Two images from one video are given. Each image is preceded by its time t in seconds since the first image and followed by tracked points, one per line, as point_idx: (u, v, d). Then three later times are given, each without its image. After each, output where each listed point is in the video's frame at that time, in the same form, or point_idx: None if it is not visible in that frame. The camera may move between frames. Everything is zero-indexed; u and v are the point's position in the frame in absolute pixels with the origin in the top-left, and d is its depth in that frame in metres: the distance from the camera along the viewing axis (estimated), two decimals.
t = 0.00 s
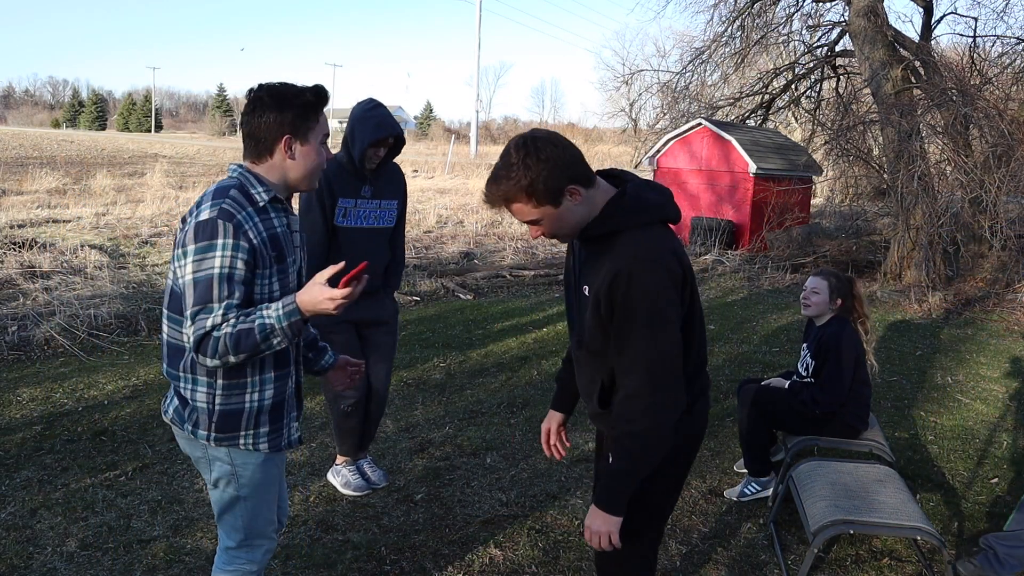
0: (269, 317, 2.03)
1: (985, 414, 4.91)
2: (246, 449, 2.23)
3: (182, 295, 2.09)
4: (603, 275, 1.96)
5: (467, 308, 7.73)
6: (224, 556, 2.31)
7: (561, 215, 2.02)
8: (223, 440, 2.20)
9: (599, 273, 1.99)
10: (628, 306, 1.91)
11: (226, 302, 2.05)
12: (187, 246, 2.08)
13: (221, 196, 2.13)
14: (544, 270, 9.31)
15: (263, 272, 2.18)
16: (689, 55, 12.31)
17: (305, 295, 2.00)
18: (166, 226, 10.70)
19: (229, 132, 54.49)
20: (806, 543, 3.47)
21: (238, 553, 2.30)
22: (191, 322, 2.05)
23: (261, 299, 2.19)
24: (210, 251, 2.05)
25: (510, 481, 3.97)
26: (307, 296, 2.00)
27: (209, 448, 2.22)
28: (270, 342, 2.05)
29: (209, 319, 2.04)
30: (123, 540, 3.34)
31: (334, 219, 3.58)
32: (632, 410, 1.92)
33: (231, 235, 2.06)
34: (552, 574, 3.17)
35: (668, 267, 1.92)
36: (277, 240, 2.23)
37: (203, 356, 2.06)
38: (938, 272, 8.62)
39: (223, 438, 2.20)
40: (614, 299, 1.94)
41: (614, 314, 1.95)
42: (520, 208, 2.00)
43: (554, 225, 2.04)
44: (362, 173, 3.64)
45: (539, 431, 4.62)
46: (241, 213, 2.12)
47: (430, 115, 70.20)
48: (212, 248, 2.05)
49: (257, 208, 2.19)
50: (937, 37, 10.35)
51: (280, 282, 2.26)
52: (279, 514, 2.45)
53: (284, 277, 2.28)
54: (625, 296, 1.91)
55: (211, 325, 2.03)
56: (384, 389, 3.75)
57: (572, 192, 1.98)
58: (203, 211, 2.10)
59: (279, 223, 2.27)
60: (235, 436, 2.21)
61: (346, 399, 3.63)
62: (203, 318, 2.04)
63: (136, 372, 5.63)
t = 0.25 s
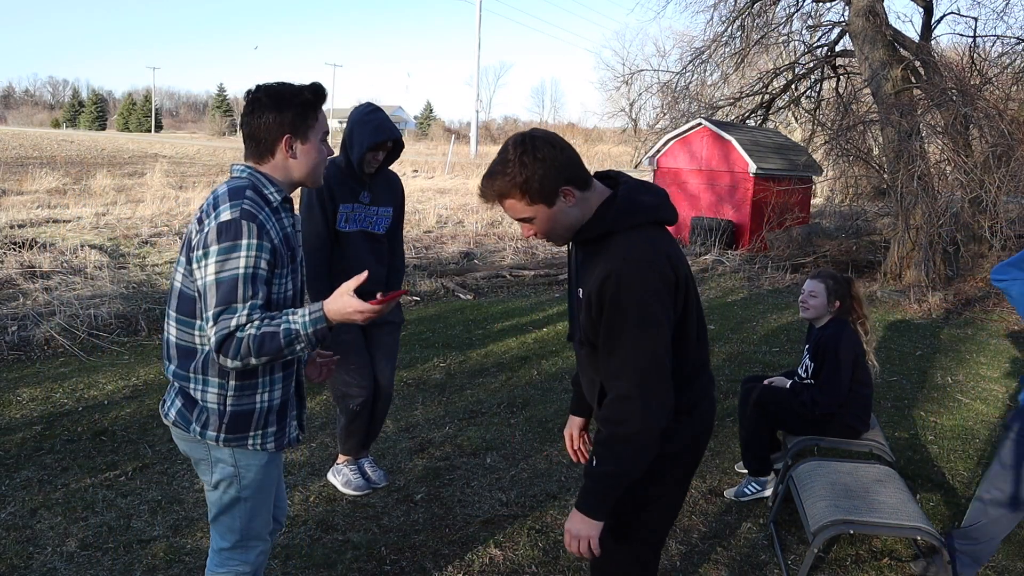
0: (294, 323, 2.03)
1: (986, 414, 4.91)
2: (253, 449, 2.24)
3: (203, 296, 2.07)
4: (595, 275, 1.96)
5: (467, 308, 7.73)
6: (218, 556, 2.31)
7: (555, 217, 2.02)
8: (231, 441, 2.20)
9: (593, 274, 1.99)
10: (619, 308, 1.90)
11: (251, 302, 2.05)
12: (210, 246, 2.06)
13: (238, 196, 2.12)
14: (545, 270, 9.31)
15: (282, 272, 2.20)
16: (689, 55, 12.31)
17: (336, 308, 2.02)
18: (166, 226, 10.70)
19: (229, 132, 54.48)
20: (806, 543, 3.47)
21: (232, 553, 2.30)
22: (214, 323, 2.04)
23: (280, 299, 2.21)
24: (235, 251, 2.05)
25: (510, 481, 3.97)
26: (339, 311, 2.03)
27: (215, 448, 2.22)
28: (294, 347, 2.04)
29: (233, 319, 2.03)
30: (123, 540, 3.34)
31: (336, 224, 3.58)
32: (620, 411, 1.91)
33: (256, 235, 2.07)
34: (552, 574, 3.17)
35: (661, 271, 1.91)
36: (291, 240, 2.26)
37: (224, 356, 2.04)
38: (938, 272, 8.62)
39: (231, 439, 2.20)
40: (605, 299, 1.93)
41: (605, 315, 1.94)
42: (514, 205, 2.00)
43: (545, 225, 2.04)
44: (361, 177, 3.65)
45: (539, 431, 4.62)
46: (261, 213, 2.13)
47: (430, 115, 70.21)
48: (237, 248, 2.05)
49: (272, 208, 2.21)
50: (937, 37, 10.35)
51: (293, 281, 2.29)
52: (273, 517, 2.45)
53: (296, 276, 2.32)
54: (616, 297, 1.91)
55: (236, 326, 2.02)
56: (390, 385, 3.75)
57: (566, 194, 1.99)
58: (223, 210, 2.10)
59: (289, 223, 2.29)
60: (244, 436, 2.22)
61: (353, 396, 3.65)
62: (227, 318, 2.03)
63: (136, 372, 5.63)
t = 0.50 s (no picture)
0: (279, 338, 1.98)
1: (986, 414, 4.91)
2: (264, 449, 2.24)
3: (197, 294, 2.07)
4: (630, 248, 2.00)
5: (467, 308, 7.73)
6: (225, 556, 2.31)
7: (598, 170, 2.04)
8: (241, 441, 2.21)
9: (623, 249, 2.02)
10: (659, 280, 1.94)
11: (242, 302, 2.03)
12: (205, 244, 2.07)
13: (235, 195, 2.13)
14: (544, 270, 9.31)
15: (279, 270, 2.19)
16: (689, 55, 12.31)
17: (329, 330, 2.01)
18: (166, 226, 10.69)
19: (229, 132, 54.47)
20: (806, 543, 3.47)
21: (239, 553, 2.30)
22: (207, 321, 2.03)
23: (278, 296, 2.20)
24: (229, 249, 2.04)
25: (510, 481, 3.97)
26: (330, 331, 2.01)
27: (225, 449, 2.22)
28: (274, 362, 1.99)
29: (223, 319, 2.02)
30: (123, 540, 3.34)
31: (335, 221, 3.57)
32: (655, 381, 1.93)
33: (251, 233, 2.07)
34: (552, 573, 3.17)
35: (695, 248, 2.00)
36: (289, 237, 2.25)
37: (214, 355, 2.03)
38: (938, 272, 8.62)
39: (242, 439, 2.21)
40: (644, 271, 1.96)
41: (643, 286, 1.97)
42: (561, 146, 2.03)
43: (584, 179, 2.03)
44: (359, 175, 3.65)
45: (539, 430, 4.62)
46: (257, 212, 2.13)
47: (430, 115, 70.22)
48: (231, 246, 2.05)
49: (269, 205, 2.21)
50: (937, 37, 10.35)
51: (293, 278, 2.28)
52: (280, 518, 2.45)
53: (296, 273, 2.30)
54: (662, 266, 1.94)
55: (225, 325, 2.01)
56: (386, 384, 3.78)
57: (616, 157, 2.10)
58: (220, 209, 2.10)
59: (288, 220, 2.29)
60: (254, 436, 2.22)
61: (351, 398, 3.67)
62: (218, 317, 2.02)
63: (136, 372, 5.63)
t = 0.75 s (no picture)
0: (257, 345, 1.98)
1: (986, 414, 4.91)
2: (262, 448, 2.24)
3: (187, 293, 2.09)
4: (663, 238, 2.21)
5: (467, 308, 7.73)
6: (224, 555, 2.31)
7: (613, 154, 2.25)
8: (239, 441, 2.21)
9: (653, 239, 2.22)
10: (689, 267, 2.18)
11: (227, 304, 2.03)
12: (195, 244, 2.09)
13: (227, 196, 2.13)
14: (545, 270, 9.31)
15: (272, 271, 2.18)
16: (689, 55, 12.31)
17: (299, 347, 1.99)
18: (166, 226, 10.69)
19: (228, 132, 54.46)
20: (806, 543, 3.47)
21: (238, 552, 2.29)
22: (194, 321, 2.05)
23: (270, 297, 2.20)
24: (216, 250, 2.05)
25: (510, 481, 3.97)
26: (300, 348, 1.99)
27: (223, 448, 2.23)
28: (251, 369, 1.99)
29: (208, 320, 2.03)
30: (123, 540, 3.34)
31: (335, 224, 3.59)
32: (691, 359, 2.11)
33: (238, 234, 2.07)
34: (552, 573, 3.17)
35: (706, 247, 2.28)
36: (283, 237, 2.24)
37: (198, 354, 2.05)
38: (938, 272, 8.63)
39: (239, 439, 2.21)
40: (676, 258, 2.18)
41: (672, 271, 2.18)
42: (582, 131, 2.25)
43: (603, 163, 2.25)
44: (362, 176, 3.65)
45: (539, 430, 4.62)
46: (247, 212, 2.12)
47: (429, 115, 70.21)
48: (218, 247, 2.06)
49: (263, 205, 2.20)
50: (937, 37, 10.35)
51: (288, 278, 2.27)
52: (281, 519, 2.44)
53: (292, 273, 2.29)
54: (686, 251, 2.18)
55: (210, 327, 2.02)
56: (378, 387, 3.79)
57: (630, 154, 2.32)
58: (211, 209, 2.11)
59: (284, 220, 2.28)
60: (252, 436, 2.22)
61: (340, 400, 3.68)
62: (204, 317, 2.04)
63: (136, 372, 5.63)
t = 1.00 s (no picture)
0: (232, 351, 1.97)
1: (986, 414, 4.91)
2: (261, 449, 2.24)
3: (175, 294, 2.10)
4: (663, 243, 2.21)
5: (466, 308, 7.73)
6: (226, 555, 2.31)
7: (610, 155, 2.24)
8: (238, 441, 2.21)
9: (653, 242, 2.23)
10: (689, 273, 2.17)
11: (210, 307, 2.03)
12: (182, 247, 2.10)
13: (215, 198, 2.14)
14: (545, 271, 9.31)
15: (259, 273, 2.17)
16: (689, 55, 12.30)
17: (268, 358, 1.96)
18: (165, 227, 10.69)
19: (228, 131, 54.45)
20: (806, 543, 3.47)
21: (240, 552, 2.29)
22: (179, 322, 2.07)
23: (259, 299, 2.19)
24: (199, 253, 2.06)
25: (510, 481, 3.97)
26: (270, 359, 1.96)
27: (223, 448, 2.23)
28: (226, 375, 1.99)
29: (190, 322, 2.03)
30: (123, 540, 3.34)
31: (336, 219, 3.58)
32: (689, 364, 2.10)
33: (221, 237, 2.07)
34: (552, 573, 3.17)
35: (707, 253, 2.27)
36: (273, 239, 2.23)
37: (182, 355, 2.07)
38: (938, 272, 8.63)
39: (238, 439, 2.21)
40: (676, 263, 2.18)
41: (670, 272, 2.18)
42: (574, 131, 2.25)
43: (598, 164, 2.24)
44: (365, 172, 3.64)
45: (539, 430, 4.62)
46: (233, 215, 2.12)
47: (429, 115, 70.22)
48: (202, 250, 2.06)
49: (252, 207, 2.20)
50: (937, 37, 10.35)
51: (280, 279, 2.26)
52: (282, 519, 2.44)
53: (284, 274, 2.28)
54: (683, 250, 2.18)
55: (191, 329, 2.03)
56: (371, 391, 3.79)
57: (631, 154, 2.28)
58: (199, 212, 2.12)
59: (276, 221, 2.27)
60: (251, 437, 2.22)
61: (333, 400, 3.70)
62: (188, 319, 2.04)
63: (136, 372, 5.63)
